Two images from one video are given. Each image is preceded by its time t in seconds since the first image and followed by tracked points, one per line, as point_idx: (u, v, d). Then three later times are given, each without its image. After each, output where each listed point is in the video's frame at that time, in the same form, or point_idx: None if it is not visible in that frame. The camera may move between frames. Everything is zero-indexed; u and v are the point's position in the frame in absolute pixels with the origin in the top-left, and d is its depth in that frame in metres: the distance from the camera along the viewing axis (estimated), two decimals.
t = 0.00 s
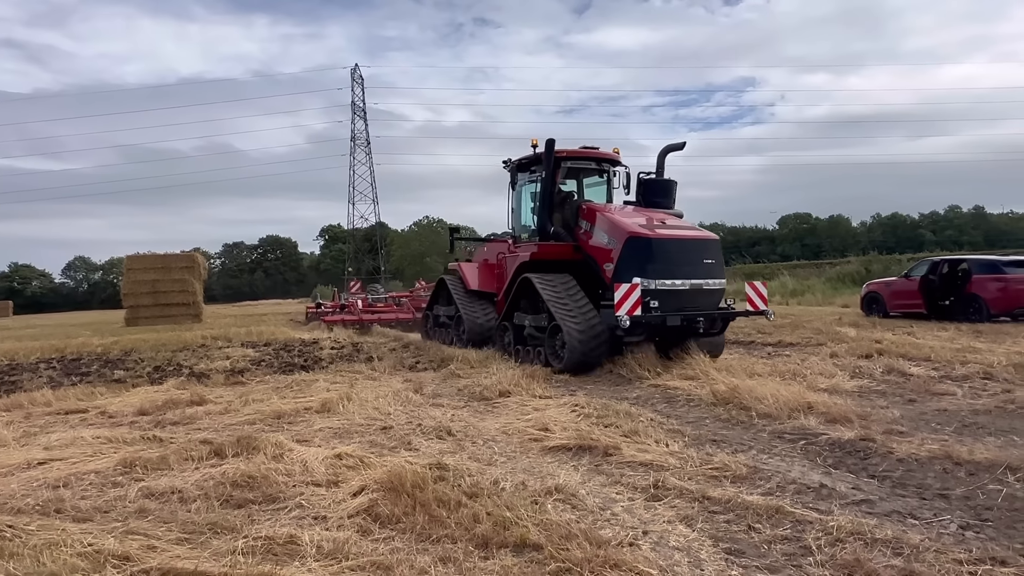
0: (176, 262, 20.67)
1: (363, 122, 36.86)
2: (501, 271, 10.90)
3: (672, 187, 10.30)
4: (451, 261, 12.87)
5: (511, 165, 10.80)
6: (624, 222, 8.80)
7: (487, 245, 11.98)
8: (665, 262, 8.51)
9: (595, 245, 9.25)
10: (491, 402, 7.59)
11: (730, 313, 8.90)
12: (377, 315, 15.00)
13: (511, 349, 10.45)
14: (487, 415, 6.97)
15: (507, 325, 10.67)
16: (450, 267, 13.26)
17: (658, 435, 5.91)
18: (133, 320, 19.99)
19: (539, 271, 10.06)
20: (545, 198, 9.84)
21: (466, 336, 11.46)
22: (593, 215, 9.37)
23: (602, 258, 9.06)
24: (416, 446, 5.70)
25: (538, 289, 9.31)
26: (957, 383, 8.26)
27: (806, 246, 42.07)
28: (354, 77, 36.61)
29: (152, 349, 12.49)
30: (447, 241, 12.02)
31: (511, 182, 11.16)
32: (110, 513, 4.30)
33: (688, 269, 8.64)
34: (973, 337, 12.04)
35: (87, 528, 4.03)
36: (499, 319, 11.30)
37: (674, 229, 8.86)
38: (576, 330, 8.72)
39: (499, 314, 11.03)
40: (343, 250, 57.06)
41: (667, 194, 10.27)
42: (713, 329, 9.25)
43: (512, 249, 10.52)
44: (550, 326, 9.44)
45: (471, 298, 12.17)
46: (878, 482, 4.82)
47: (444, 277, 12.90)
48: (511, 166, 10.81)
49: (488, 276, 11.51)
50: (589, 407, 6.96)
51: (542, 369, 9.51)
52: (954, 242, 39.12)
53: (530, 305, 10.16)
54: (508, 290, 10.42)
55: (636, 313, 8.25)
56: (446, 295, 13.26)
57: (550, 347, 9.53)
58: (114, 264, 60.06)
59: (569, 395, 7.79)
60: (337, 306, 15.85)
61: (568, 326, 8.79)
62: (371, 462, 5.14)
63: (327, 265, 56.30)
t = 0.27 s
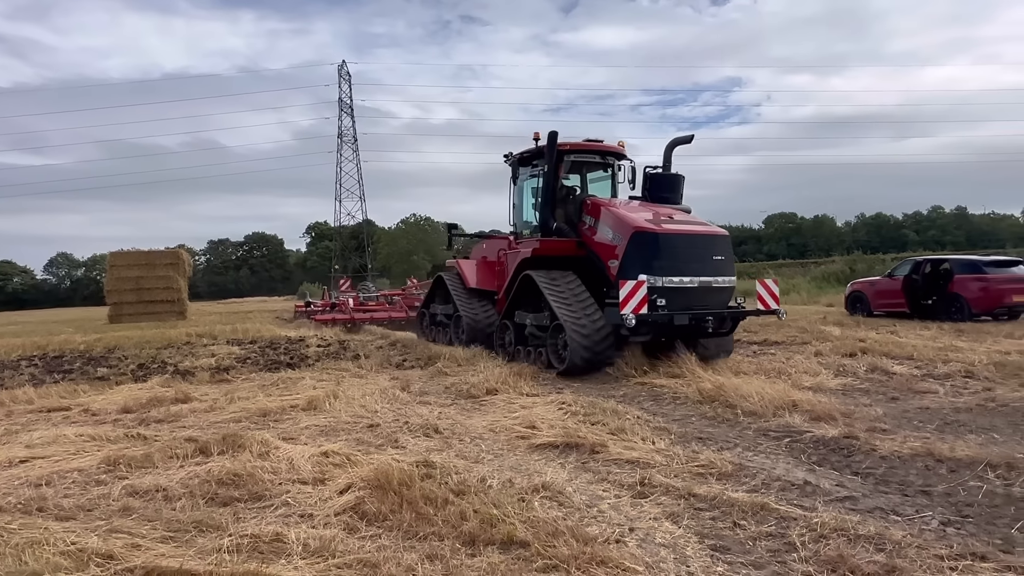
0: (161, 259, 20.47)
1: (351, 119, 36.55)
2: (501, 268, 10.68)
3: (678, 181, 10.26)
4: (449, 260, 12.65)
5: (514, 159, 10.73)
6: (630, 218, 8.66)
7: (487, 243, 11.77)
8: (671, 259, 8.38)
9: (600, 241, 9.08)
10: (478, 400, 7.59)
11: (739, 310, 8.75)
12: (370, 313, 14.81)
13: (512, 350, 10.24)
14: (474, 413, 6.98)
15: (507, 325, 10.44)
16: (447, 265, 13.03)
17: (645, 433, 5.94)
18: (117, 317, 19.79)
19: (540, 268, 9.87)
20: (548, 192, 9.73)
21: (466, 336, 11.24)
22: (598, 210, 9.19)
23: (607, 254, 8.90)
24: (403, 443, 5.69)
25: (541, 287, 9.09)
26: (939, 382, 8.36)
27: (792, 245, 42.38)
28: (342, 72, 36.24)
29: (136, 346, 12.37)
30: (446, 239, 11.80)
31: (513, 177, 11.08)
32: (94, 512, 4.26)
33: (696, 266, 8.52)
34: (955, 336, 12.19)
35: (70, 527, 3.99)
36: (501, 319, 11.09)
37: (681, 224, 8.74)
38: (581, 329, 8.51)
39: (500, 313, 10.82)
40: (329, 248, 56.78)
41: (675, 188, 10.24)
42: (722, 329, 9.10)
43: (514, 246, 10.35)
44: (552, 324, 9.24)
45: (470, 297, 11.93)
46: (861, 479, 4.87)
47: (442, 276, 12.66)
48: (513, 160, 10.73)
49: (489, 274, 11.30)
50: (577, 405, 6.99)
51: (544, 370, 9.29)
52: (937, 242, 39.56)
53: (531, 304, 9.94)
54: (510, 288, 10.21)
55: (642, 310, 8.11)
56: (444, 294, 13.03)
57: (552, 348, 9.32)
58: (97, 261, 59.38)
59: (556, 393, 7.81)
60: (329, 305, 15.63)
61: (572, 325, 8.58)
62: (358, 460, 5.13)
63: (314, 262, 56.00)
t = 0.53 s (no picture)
0: (143, 256, 20.30)
1: (336, 116, 36.31)
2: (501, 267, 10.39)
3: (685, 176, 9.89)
4: (445, 259, 12.35)
5: (514, 154, 10.43)
6: (636, 212, 8.36)
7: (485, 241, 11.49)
8: (679, 255, 8.08)
9: (604, 237, 8.77)
10: (464, 398, 7.60)
11: (751, 309, 8.38)
12: (361, 312, 14.47)
13: (511, 350, 9.95)
14: (460, 411, 6.99)
15: (506, 325, 10.14)
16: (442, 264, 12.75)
17: (630, 430, 5.98)
18: (98, 315, 19.58)
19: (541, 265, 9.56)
20: (550, 187, 9.38)
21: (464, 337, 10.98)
22: (602, 205, 8.89)
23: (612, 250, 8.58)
24: (390, 441, 5.69)
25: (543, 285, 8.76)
26: (918, 380, 8.49)
27: (774, 245, 42.76)
28: (327, 69, 35.95)
29: (117, 344, 12.25)
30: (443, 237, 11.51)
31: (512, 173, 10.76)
32: (77, 511, 4.23)
33: (705, 262, 8.20)
34: (934, 335, 12.38)
35: (53, 526, 3.96)
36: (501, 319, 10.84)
37: (689, 220, 8.43)
38: (583, 331, 8.19)
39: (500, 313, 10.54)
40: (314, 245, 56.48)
41: (681, 184, 9.93)
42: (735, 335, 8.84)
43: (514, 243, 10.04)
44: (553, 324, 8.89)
45: (469, 296, 11.64)
46: (842, 476, 4.95)
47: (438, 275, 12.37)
48: (513, 155, 10.45)
49: (489, 273, 11.02)
50: (562, 403, 7.02)
51: (544, 373, 9.00)
52: (917, 243, 40.09)
53: (532, 303, 9.61)
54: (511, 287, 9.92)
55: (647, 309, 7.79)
56: (440, 293, 12.76)
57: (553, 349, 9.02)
58: (77, 257, 58.64)
59: (542, 392, 7.84)
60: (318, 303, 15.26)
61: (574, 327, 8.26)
62: (344, 458, 5.12)
63: (297, 260, 55.67)
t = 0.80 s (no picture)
0: (123, 253, 20.08)
1: (319, 113, 36.01)
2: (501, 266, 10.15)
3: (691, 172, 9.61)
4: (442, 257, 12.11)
5: (514, 146, 10.19)
6: (642, 208, 8.14)
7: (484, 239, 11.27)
8: (688, 253, 7.87)
9: (609, 233, 8.54)
10: (450, 396, 7.62)
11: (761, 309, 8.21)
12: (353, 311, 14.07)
13: (510, 349, 9.74)
14: (446, 408, 7.01)
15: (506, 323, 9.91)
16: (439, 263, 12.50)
17: (615, 427, 6.04)
18: (77, 312, 19.33)
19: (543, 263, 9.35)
20: (551, 182, 9.19)
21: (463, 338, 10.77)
22: (607, 201, 8.66)
23: (617, 247, 8.35)
24: (377, 439, 5.70)
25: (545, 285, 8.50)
26: (897, 378, 8.64)
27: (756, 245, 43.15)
28: (310, 66, 35.57)
29: (97, 342, 12.12)
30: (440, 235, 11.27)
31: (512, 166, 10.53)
32: (61, 508, 4.20)
33: (716, 260, 7.99)
34: (912, 334, 12.59)
35: (37, 524, 3.93)
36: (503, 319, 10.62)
37: (697, 216, 8.21)
38: (586, 336, 7.97)
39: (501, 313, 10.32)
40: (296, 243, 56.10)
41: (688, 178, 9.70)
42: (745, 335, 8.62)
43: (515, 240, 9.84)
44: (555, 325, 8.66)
45: (466, 296, 11.36)
46: (824, 471, 5.03)
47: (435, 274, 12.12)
48: (513, 148, 10.20)
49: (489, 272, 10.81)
50: (547, 400, 7.06)
51: (544, 375, 8.80)
52: (895, 244, 40.63)
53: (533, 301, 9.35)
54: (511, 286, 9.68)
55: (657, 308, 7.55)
56: (436, 293, 12.52)
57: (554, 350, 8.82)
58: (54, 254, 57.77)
59: (528, 389, 7.88)
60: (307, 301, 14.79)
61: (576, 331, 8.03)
62: (331, 455, 5.12)
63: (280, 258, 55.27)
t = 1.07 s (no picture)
0: (101, 251, 19.85)
1: (302, 111, 35.71)
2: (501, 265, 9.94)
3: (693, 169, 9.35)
4: (436, 257, 11.85)
5: (513, 141, 10.01)
6: (649, 206, 7.88)
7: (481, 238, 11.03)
8: (698, 252, 7.57)
9: (614, 231, 8.28)
10: (433, 395, 7.64)
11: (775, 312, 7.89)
12: (342, 312, 13.71)
13: (508, 351, 9.51)
14: (430, 407, 7.03)
15: (505, 324, 9.68)
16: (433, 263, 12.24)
17: (598, 426, 6.10)
18: (53, 311, 19.07)
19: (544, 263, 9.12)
20: (551, 178, 9.03)
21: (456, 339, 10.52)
22: (611, 198, 8.41)
23: (623, 245, 8.09)
24: (360, 437, 5.71)
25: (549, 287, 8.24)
26: (874, 377, 8.79)
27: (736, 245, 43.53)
28: (292, 63, 35.16)
29: (75, 341, 11.97)
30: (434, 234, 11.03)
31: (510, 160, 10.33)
32: (42, 508, 4.17)
33: (728, 259, 7.69)
34: (889, 334, 12.80)
35: (17, 523, 3.90)
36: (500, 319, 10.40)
37: (707, 214, 7.93)
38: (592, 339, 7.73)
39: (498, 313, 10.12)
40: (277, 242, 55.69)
41: (692, 175, 9.36)
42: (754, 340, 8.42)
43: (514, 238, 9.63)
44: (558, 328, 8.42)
45: (461, 298, 11.11)
46: (802, 469, 5.12)
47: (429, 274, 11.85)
48: (512, 142, 10.02)
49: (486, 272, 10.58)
50: (530, 399, 7.11)
51: (545, 379, 8.57)
52: (873, 245, 41.19)
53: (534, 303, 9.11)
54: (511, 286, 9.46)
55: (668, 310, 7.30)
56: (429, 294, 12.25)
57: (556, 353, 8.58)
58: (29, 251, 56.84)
59: (510, 388, 7.92)
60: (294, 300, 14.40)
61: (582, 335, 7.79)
62: (314, 453, 5.13)
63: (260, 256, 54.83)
